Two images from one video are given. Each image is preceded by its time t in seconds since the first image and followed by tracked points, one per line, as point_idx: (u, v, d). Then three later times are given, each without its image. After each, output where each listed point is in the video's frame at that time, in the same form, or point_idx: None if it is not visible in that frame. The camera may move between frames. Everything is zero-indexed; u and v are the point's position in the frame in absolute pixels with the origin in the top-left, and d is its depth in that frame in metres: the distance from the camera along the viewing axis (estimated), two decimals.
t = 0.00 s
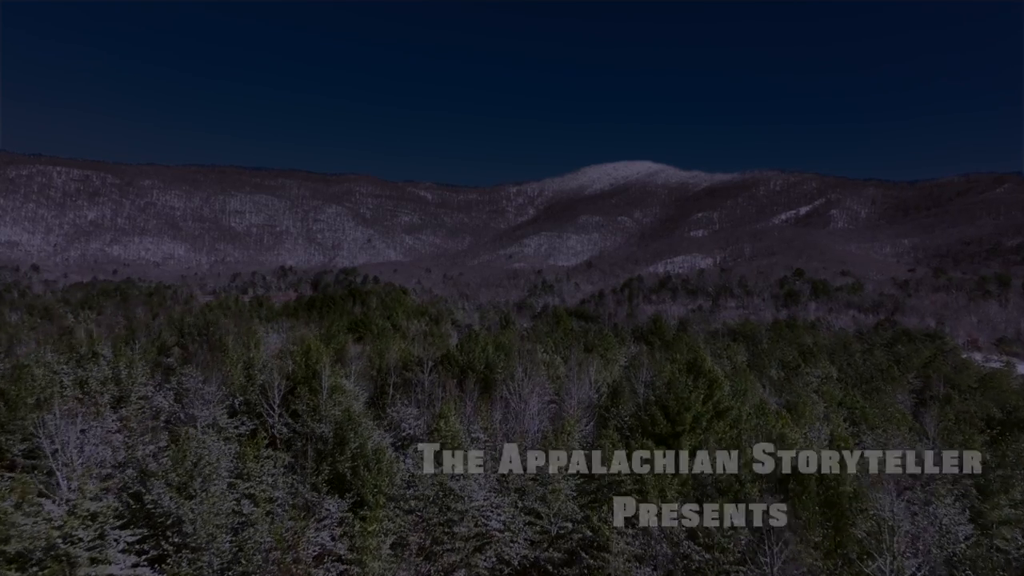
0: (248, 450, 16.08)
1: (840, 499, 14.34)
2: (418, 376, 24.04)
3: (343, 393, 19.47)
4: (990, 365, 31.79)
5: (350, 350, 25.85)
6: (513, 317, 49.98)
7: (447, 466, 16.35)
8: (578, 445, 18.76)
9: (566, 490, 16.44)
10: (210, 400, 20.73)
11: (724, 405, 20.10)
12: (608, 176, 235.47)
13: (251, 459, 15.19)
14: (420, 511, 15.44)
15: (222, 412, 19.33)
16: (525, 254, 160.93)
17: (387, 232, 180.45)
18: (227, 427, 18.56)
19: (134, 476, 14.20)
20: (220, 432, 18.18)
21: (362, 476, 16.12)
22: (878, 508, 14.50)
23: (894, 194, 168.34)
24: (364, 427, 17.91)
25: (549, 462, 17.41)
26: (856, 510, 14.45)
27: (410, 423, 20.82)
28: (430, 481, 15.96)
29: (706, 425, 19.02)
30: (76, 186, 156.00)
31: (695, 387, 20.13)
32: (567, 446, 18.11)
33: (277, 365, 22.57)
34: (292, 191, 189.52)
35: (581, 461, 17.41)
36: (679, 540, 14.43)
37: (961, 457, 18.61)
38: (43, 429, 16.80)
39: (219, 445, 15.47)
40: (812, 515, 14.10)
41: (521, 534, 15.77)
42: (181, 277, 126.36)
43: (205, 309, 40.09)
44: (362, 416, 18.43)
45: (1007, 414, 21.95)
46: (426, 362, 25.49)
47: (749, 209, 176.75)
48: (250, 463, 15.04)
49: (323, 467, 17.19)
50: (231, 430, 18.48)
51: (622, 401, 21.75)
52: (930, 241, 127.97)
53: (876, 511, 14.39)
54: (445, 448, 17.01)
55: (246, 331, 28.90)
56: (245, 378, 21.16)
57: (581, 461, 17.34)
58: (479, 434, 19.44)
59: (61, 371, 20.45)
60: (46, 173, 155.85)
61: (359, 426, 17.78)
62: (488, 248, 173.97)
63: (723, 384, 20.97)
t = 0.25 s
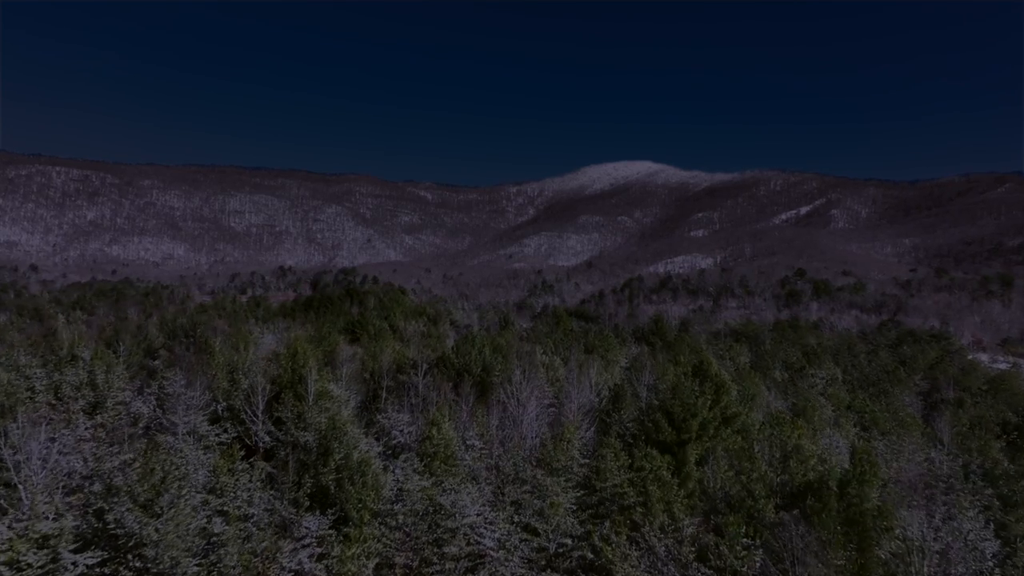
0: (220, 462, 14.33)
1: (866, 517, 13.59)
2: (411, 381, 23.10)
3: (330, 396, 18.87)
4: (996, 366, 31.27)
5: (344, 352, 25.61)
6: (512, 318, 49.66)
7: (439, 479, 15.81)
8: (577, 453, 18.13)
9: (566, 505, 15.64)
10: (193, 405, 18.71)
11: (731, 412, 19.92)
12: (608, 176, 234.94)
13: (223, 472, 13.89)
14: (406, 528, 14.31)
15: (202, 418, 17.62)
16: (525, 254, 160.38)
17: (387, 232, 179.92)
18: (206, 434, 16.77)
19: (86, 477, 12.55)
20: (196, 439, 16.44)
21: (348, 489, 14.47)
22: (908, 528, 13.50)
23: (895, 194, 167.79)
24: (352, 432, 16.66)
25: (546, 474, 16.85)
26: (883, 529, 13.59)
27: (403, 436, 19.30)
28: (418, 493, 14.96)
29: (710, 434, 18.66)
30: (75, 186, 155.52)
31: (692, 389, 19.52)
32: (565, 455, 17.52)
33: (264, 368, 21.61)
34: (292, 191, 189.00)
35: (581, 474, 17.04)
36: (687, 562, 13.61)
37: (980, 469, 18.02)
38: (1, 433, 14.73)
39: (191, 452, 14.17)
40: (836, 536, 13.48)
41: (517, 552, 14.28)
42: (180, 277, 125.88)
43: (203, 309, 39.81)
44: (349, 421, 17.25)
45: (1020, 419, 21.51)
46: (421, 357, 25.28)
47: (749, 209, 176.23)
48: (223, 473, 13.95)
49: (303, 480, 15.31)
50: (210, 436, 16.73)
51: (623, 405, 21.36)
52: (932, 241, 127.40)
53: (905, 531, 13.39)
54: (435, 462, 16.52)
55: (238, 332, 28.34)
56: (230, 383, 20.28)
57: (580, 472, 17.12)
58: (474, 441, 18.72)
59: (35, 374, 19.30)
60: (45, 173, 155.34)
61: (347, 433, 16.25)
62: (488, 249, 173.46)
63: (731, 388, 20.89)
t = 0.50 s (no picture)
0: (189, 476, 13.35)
1: (893, 540, 12.81)
2: (403, 382, 22.47)
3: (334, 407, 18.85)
4: (1002, 367, 30.70)
5: (338, 354, 25.11)
6: (511, 318, 49.08)
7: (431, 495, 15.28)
8: (577, 462, 17.46)
9: (565, 520, 15.09)
10: (171, 411, 18.04)
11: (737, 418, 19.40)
12: (608, 176, 234.33)
13: (193, 485, 13.05)
14: (390, 543, 13.69)
15: (180, 426, 16.90)
16: (525, 254, 159.88)
17: (387, 232, 179.35)
18: (186, 444, 16.08)
19: (43, 492, 11.83)
20: (174, 451, 15.67)
21: (329, 505, 13.89)
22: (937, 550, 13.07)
23: (895, 193, 167.18)
24: (338, 437, 16.16)
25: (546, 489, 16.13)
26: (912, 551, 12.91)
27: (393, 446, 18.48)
28: (406, 508, 14.34)
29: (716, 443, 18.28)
30: (74, 186, 155.00)
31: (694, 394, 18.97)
32: (563, 470, 16.80)
33: (250, 371, 20.88)
34: (292, 191, 188.45)
35: (582, 486, 16.48)
36: None
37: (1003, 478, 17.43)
38: None
39: (164, 462, 13.47)
40: (863, 561, 12.68)
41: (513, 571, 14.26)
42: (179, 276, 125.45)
43: (199, 310, 39.29)
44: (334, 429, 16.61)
45: None
46: (415, 358, 24.93)
47: (750, 208, 175.66)
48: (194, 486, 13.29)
49: (282, 494, 14.64)
50: (191, 448, 16.03)
51: (625, 409, 20.79)
52: (933, 240, 126.83)
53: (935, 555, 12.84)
54: (427, 473, 15.88)
55: (231, 333, 27.79)
56: (210, 388, 19.38)
57: (578, 486, 16.48)
58: (468, 450, 18.22)
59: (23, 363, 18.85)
60: (44, 173, 154.84)
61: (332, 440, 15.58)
62: (488, 249, 172.94)
63: (738, 391, 20.30)
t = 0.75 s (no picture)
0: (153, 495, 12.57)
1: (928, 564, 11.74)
2: (395, 386, 22.07)
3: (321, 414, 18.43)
4: (1009, 369, 30.21)
5: (331, 357, 24.77)
6: (511, 318, 48.58)
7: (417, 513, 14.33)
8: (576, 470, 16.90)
9: (563, 535, 14.55)
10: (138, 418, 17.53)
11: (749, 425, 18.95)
12: (608, 176, 233.80)
13: (156, 506, 12.31)
14: (375, 567, 12.98)
15: (155, 435, 16.30)
16: (525, 254, 159.43)
17: (387, 231, 178.84)
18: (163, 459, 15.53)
19: None
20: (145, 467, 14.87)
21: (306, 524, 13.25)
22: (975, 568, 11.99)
23: (896, 193, 166.61)
24: (322, 447, 15.66)
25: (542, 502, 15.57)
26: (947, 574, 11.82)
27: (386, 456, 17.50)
28: (392, 534, 13.48)
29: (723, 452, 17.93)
30: (74, 186, 154.52)
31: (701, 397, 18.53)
32: (563, 480, 16.20)
33: (233, 380, 20.28)
34: (292, 191, 187.89)
35: (581, 497, 15.96)
36: None
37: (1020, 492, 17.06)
38: None
39: (132, 477, 12.90)
40: None
41: None
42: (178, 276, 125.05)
43: (196, 310, 38.80)
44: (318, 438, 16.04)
45: None
46: (410, 360, 24.53)
47: (750, 208, 175.12)
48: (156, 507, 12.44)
49: (258, 511, 14.03)
50: (166, 460, 15.50)
51: (626, 414, 20.33)
52: (934, 240, 126.37)
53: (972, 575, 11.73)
54: (416, 485, 15.35)
55: (220, 335, 27.32)
56: (193, 394, 19.04)
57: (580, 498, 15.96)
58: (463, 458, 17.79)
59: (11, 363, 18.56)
60: (43, 173, 154.32)
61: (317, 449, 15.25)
62: (488, 249, 172.44)
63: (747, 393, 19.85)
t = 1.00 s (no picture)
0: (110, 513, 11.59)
1: None
2: (388, 389, 21.51)
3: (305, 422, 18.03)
4: (1016, 370, 29.68)
5: (327, 359, 24.18)
6: (510, 318, 47.95)
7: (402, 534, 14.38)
8: (576, 481, 16.22)
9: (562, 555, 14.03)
10: (113, 427, 17.91)
11: (756, 431, 18.28)
12: (608, 176, 233.18)
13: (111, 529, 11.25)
14: None
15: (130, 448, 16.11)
16: (525, 254, 158.90)
17: (386, 231, 178.28)
18: (135, 469, 15.57)
19: None
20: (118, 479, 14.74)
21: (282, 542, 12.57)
22: None
23: (897, 193, 166.09)
24: (300, 458, 15.00)
25: (538, 519, 14.91)
26: None
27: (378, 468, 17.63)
28: (373, 556, 13.51)
29: (732, 464, 17.37)
30: (73, 185, 153.97)
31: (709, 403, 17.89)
32: (558, 498, 15.52)
33: (208, 386, 19.89)
34: (291, 191, 187.31)
35: (580, 514, 15.44)
36: None
37: None
38: None
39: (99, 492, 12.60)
40: None
41: None
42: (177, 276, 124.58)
43: (192, 311, 38.21)
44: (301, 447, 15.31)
45: None
46: (406, 363, 23.96)
47: (751, 208, 174.60)
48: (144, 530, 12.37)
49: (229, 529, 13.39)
50: (137, 471, 15.48)
51: (627, 422, 19.80)
52: (935, 240, 125.86)
53: None
54: (405, 499, 14.98)
55: (209, 337, 26.94)
56: (170, 398, 18.52)
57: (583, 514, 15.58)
58: (458, 470, 17.21)
59: None
60: (42, 172, 153.75)
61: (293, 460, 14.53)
62: (488, 249, 171.91)
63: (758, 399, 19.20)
